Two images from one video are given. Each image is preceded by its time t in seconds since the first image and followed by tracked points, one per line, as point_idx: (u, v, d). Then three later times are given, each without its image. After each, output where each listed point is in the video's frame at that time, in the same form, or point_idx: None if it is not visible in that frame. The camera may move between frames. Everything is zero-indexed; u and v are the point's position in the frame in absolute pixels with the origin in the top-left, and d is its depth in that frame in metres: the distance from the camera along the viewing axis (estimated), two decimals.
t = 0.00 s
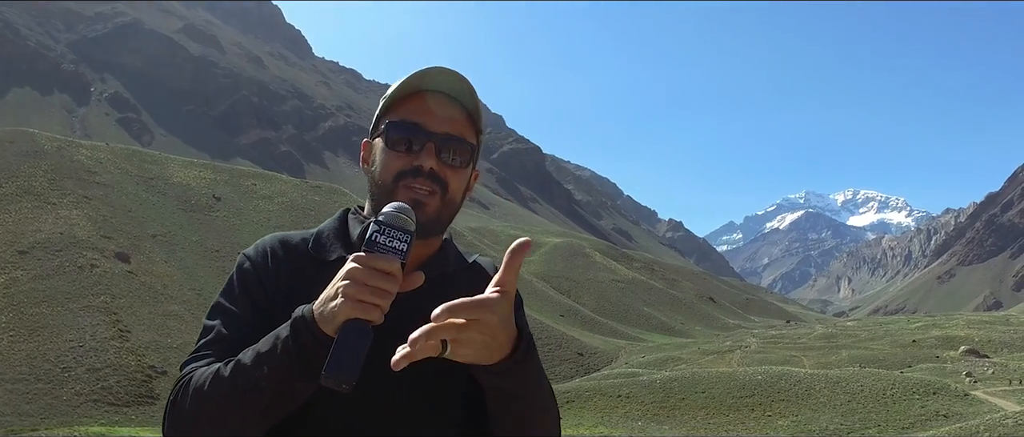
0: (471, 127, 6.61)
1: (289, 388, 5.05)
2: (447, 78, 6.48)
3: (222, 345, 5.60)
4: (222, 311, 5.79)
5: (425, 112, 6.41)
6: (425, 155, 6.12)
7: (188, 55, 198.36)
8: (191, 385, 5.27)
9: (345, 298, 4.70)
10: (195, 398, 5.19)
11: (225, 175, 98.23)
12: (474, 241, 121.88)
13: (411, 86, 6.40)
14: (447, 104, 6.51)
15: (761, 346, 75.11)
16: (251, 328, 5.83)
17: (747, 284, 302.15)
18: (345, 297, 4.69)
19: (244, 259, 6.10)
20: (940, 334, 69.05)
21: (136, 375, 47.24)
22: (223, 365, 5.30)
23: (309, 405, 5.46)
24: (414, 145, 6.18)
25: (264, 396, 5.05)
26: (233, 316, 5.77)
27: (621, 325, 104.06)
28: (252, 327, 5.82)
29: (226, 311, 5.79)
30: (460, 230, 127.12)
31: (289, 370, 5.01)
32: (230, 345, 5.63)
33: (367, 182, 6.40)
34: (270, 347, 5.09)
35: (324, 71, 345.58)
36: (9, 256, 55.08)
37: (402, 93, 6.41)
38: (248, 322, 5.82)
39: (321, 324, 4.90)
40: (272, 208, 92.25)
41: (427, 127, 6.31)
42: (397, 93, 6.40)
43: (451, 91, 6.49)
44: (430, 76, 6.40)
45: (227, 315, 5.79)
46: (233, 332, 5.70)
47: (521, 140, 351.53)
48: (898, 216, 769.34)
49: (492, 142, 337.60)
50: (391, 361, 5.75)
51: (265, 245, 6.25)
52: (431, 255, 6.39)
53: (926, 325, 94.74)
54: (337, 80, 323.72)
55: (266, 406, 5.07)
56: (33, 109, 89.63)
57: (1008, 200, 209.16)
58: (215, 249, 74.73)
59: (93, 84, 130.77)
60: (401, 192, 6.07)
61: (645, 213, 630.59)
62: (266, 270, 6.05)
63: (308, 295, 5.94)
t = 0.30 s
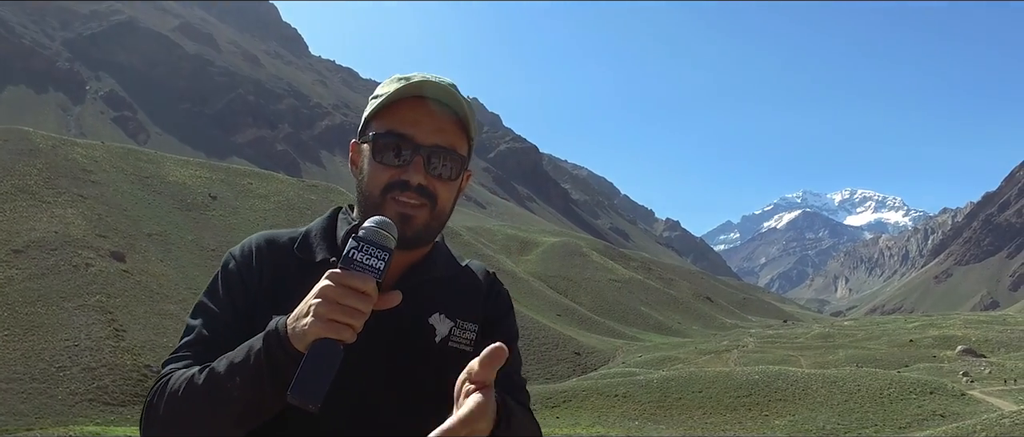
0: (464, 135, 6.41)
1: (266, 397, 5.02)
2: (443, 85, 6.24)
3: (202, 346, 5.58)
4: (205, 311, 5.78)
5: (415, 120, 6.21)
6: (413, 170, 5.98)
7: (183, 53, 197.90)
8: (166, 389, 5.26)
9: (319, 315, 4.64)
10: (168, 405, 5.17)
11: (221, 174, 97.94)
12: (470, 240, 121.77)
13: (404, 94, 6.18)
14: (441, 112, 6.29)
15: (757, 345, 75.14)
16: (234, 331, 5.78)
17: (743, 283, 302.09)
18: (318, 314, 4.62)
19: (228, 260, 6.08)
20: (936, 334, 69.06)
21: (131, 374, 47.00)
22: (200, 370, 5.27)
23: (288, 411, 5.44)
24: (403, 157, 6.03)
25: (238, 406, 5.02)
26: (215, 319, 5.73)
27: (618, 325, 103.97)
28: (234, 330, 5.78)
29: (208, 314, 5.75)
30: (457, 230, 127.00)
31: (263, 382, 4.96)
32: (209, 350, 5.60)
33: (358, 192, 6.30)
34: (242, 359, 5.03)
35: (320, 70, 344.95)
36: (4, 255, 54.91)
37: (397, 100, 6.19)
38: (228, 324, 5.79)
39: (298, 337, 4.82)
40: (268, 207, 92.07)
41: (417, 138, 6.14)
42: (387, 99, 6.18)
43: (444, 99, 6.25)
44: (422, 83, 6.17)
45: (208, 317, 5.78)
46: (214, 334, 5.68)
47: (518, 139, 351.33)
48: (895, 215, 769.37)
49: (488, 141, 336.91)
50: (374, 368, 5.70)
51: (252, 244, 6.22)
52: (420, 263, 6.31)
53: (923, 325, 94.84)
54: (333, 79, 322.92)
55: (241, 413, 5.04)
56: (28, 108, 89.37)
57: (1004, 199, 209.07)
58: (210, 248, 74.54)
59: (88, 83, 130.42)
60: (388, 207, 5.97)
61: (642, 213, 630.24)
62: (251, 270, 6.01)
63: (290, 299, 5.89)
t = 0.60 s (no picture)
0: (431, 126, 6.41)
1: (245, 409, 5.03)
2: (407, 75, 6.25)
3: (183, 356, 5.60)
4: (182, 323, 5.78)
5: (380, 113, 6.20)
6: (382, 164, 5.97)
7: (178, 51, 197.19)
8: (144, 404, 5.28)
9: (293, 325, 4.68)
10: (148, 418, 5.19)
11: (216, 172, 97.65)
12: (466, 239, 121.63)
13: (367, 86, 6.16)
14: (409, 101, 6.27)
15: (753, 345, 75.13)
16: (213, 338, 5.80)
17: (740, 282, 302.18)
18: (292, 324, 4.65)
19: (203, 268, 6.09)
20: (933, 333, 69.12)
21: (126, 373, 46.79)
22: (178, 383, 5.28)
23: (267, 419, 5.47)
24: (371, 152, 6.02)
25: (216, 420, 5.02)
26: (194, 331, 5.74)
27: (614, 324, 103.97)
28: (213, 339, 5.79)
29: (186, 324, 5.76)
30: (453, 228, 126.86)
31: (239, 393, 4.96)
32: (187, 360, 5.60)
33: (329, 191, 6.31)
34: (218, 370, 5.02)
35: (315, 68, 343.95)
36: None
37: (358, 92, 6.15)
38: (206, 332, 5.79)
39: (270, 346, 4.85)
40: (263, 206, 91.86)
41: (384, 130, 6.14)
42: (350, 94, 6.15)
43: (409, 89, 6.22)
44: (386, 75, 6.15)
45: (185, 329, 5.77)
46: (190, 343, 5.68)
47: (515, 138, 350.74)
48: (891, 215, 769.42)
49: (485, 139, 336.21)
50: (353, 372, 5.71)
51: (229, 251, 6.23)
52: (397, 263, 6.32)
53: (919, 324, 94.89)
54: (329, 77, 322.00)
55: (218, 424, 5.05)
56: (21, 106, 88.89)
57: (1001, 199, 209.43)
58: (205, 246, 74.36)
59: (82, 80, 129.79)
60: (360, 204, 5.97)
61: (638, 212, 629.73)
62: (225, 278, 6.01)
63: (267, 303, 5.89)
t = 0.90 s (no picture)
0: (418, 127, 6.30)
1: (235, 412, 4.92)
2: (395, 76, 6.15)
3: (171, 355, 5.49)
4: (167, 324, 5.66)
5: (366, 113, 6.10)
6: (369, 165, 5.85)
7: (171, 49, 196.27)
8: (131, 406, 5.15)
9: (281, 326, 4.57)
10: (134, 420, 5.06)
11: (210, 170, 97.25)
12: (461, 238, 121.45)
13: (354, 88, 6.04)
14: (396, 101, 6.17)
15: (748, 344, 75.25)
16: (200, 340, 5.69)
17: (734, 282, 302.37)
18: (280, 326, 4.55)
19: (189, 268, 5.98)
20: (927, 332, 69.29)
21: (117, 372, 46.47)
22: (165, 385, 5.17)
23: (255, 422, 5.33)
24: (358, 152, 5.91)
25: (204, 423, 4.91)
26: (180, 330, 5.62)
27: (608, 323, 104.02)
28: (201, 343, 5.68)
29: (172, 327, 5.64)
30: (447, 227, 126.72)
31: (227, 397, 4.85)
32: (173, 362, 5.48)
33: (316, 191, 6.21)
34: (206, 372, 4.91)
35: (309, 66, 342.73)
36: None
37: (343, 91, 6.05)
38: (192, 333, 5.68)
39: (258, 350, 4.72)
40: (257, 204, 91.55)
41: (371, 131, 6.02)
42: (337, 93, 6.04)
43: (396, 89, 6.13)
44: (371, 75, 6.06)
45: (170, 330, 5.64)
46: (176, 344, 5.56)
47: (510, 137, 350.11)
48: (886, 214, 769.29)
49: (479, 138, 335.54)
50: (341, 374, 5.62)
51: (217, 251, 6.12)
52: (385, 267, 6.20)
53: (913, 324, 95.08)
54: (323, 75, 320.91)
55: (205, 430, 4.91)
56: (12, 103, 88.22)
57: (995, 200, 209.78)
58: (198, 245, 74.05)
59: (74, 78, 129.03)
60: (347, 206, 5.83)
61: (633, 211, 629.39)
62: (212, 279, 5.90)
63: (256, 303, 5.78)
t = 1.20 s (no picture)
0: (409, 125, 6.14)
1: (222, 410, 4.80)
2: (390, 76, 6.01)
3: (161, 351, 5.34)
4: (155, 317, 5.53)
5: (359, 113, 5.92)
6: (359, 163, 5.73)
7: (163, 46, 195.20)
8: (118, 402, 5.00)
9: (270, 324, 4.43)
10: (122, 419, 4.91)
11: (201, 168, 96.78)
12: (454, 237, 121.23)
13: (349, 91, 5.87)
14: (386, 106, 5.99)
15: (741, 343, 75.53)
16: (188, 336, 5.52)
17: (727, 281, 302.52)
18: (270, 322, 4.41)
19: (180, 265, 5.80)
20: (920, 332, 69.41)
21: (107, 371, 46.11)
22: (153, 381, 5.02)
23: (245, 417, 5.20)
24: (349, 150, 5.77)
25: (191, 419, 4.77)
26: (167, 327, 5.47)
27: (601, 323, 104.03)
28: (193, 341, 5.53)
29: (159, 322, 5.48)
30: (440, 226, 126.48)
31: (215, 394, 4.72)
32: (161, 357, 5.31)
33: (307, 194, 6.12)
34: (193, 369, 4.76)
35: (302, 64, 341.29)
36: None
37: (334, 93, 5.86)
38: (181, 328, 5.52)
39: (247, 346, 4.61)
40: (249, 203, 91.16)
41: (362, 131, 5.86)
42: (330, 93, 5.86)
43: (389, 90, 5.93)
44: (363, 76, 5.88)
45: (158, 322, 5.48)
46: (166, 341, 5.40)
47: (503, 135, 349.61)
48: (879, 213, 769.36)
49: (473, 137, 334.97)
50: (333, 373, 5.47)
51: (207, 250, 5.93)
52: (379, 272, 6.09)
53: (906, 323, 95.29)
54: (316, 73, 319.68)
55: (194, 424, 4.80)
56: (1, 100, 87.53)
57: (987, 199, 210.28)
58: (190, 243, 73.67)
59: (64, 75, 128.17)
60: (338, 204, 5.71)
61: (626, 210, 628.95)
62: (201, 274, 5.74)
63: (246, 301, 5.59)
